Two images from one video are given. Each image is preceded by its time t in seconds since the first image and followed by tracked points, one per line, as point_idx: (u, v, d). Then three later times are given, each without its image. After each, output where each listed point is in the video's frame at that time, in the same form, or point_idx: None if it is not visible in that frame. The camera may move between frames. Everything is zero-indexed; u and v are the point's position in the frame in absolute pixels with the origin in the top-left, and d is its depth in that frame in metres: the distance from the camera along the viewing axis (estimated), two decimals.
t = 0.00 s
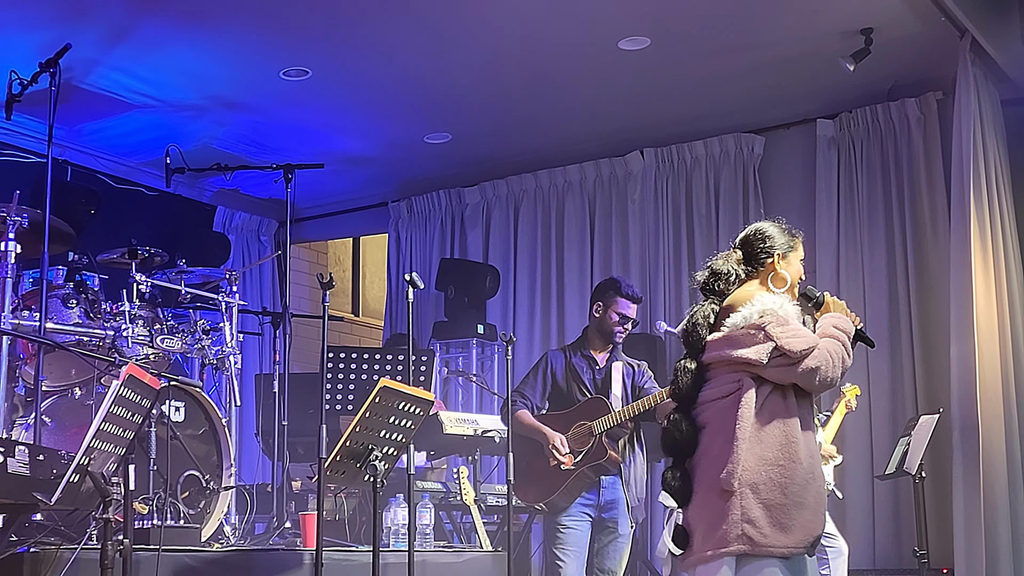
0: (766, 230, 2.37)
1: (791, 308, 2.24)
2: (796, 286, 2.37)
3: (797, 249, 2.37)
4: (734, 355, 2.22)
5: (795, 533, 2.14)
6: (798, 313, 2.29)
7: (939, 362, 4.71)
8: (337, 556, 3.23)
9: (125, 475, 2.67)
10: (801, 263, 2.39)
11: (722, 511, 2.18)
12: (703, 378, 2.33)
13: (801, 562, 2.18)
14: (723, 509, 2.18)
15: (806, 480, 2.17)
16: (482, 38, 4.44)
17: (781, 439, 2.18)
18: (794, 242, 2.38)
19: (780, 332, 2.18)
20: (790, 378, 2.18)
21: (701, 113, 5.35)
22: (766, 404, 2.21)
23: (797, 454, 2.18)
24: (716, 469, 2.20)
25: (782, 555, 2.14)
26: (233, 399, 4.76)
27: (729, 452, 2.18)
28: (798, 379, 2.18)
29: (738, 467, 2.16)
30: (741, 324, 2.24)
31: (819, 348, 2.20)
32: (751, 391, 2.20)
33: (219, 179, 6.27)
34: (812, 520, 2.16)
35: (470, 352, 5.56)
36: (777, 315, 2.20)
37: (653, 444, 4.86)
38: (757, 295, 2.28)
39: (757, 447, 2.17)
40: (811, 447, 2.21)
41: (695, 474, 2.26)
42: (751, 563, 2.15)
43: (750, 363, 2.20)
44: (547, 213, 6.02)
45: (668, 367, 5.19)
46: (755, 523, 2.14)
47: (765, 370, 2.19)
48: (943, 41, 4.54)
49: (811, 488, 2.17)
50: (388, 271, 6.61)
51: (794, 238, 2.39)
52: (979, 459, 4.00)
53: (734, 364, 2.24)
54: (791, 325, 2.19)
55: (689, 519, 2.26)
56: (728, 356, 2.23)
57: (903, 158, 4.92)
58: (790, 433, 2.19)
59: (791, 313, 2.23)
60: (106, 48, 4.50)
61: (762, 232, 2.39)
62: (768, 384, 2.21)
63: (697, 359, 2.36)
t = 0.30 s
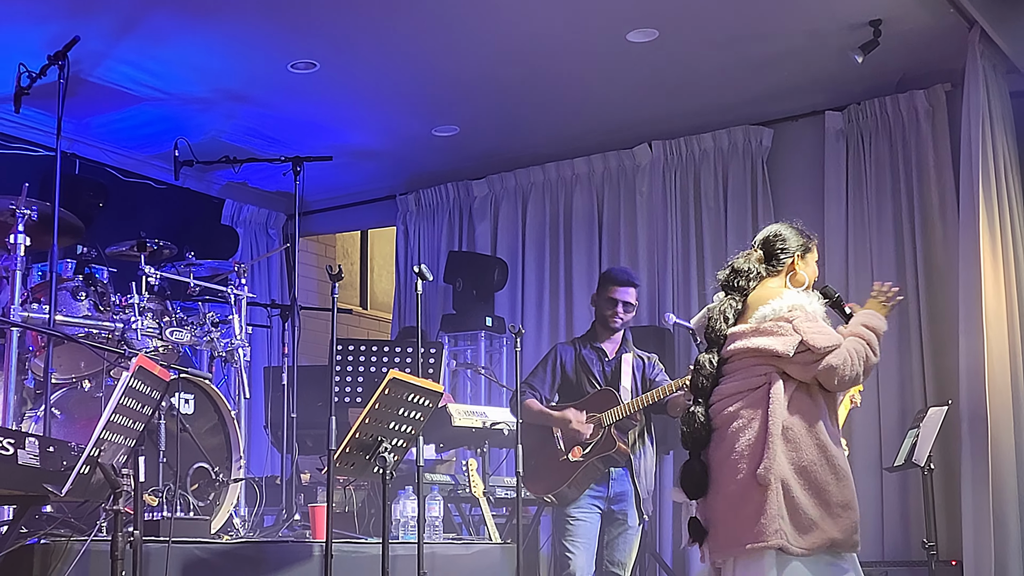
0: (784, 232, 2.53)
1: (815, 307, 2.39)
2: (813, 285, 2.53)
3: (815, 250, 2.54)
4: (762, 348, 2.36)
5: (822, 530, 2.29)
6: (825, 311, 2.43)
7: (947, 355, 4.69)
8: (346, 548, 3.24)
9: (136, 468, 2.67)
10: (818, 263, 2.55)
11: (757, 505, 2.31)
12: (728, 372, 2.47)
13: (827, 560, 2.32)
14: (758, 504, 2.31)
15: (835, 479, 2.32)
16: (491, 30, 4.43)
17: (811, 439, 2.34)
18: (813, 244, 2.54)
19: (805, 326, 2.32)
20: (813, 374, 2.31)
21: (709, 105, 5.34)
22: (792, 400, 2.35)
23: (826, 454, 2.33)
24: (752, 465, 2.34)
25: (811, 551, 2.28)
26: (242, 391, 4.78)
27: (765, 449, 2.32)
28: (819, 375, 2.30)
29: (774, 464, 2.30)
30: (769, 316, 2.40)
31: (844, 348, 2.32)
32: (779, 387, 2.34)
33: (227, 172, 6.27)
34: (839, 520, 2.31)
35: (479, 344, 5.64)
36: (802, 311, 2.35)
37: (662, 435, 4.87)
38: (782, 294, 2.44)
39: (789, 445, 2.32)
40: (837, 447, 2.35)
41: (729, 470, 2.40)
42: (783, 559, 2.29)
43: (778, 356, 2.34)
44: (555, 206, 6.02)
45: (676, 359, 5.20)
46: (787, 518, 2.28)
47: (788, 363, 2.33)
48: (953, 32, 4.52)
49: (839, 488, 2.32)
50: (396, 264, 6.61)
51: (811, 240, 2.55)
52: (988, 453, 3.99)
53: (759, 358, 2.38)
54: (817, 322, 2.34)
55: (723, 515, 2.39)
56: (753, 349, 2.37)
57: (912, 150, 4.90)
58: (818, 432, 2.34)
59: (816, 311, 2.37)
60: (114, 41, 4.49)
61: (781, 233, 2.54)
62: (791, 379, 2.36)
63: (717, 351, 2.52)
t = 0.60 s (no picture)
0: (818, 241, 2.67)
1: (850, 316, 2.56)
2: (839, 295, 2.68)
3: (843, 261, 2.69)
4: (798, 355, 2.51)
5: (847, 537, 2.43)
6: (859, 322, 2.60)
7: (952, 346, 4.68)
8: (351, 538, 3.25)
9: (140, 457, 2.66)
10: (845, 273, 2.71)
11: (788, 506, 2.45)
12: (762, 378, 2.61)
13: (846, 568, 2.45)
14: (790, 505, 2.45)
15: (862, 490, 2.46)
16: (496, 22, 4.43)
17: (842, 448, 2.48)
18: (842, 255, 2.69)
19: (841, 334, 2.49)
20: (850, 381, 2.47)
21: (714, 97, 5.33)
22: (828, 408, 2.51)
23: (854, 466, 2.47)
24: (785, 467, 2.47)
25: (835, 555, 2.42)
26: (246, 382, 4.79)
27: (799, 454, 2.47)
28: (856, 381, 2.47)
29: (808, 466, 2.44)
30: (807, 325, 2.55)
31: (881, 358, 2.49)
32: (816, 395, 2.49)
33: (232, 164, 6.27)
34: (861, 529, 2.45)
35: (483, 336, 5.58)
36: (837, 320, 2.52)
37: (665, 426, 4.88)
38: (816, 303, 2.59)
39: (822, 452, 2.47)
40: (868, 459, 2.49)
41: (757, 472, 2.52)
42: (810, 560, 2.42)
43: (815, 364, 2.50)
44: (560, 197, 6.01)
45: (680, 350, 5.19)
46: (817, 520, 2.42)
47: (826, 369, 2.50)
48: (959, 24, 4.51)
49: (866, 499, 2.46)
50: (400, 255, 6.60)
51: (840, 250, 2.70)
52: (991, 445, 3.98)
53: (795, 366, 2.54)
54: (853, 331, 2.51)
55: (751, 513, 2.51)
56: (789, 355, 2.53)
57: (917, 141, 4.89)
58: (850, 444, 2.48)
59: (851, 321, 2.55)
60: (119, 32, 4.49)
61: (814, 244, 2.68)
62: (829, 387, 2.52)
63: (751, 358, 2.64)
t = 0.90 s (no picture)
0: (853, 236, 2.71)
1: (885, 311, 2.59)
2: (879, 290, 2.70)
3: (881, 256, 2.71)
4: (833, 350, 2.56)
5: (890, 524, 2.45)
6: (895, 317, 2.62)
7: (957, 340, 4.67)
8: (357, 529, 3.25)
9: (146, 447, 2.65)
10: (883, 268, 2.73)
11: (830, 495, 2.49)
12: (801, 371, 2.65)
13: (890, 551, 2.49)
14: (831, 492, 2.49)
15: (903, 476, 2.48)
16: (502, 13, 4.41)
17: (883, 436, 2.49)
18: (879, 250, 2.72)
19: (874, 328, 2.53)
20: (885, 372, 2.50)
21: (721, 89, 5.31)
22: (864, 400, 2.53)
23: (895, 452, 2.48)
24: (825, 457, 2.51)
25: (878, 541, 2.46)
26: (252, 373, 4.79)
27: (838, 442, 2.50)
28: (890, 372, 2.49)
29: (846, 454, 2.48)
30: (842, 320, 2.60)
31: (916, 350, 2.52)
32: (852, 387, 2.52)
33: (238, 155, 6.27)
34: (905, 515, 2.46)
35: (489, 328, 5.60)
36: (873, 316, 2.56)
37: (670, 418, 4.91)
38: (852, 299, 2.63)
39: (862, 439, 2.49)
40: (910, 447, 2.51)
41: (802, 461, 2.57)
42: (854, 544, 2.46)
43: (850, 358, 2.53)
44: (567, 189, 6.00)
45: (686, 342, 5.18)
46: (858, 507, 2.46)
47: (860, 362, 2.53)
48: (966, 16, 4.48)
49: (908, 485, 2.48)
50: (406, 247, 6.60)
51: (875, 246, 2.73)
52: (997, 437, 3.97)
53: (831, 360, 2.57)
54: (887, 325, 2.54)
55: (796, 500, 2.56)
56: (827, 349, 2.57)
57: (924, 135, 4.87)
58: (890, 433, 2.49)
59: (886, 315, 2.57)
60: (126, 22, 4.48)
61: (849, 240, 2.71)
62: (865, 379, 2.54)
63: (791, 354, 2.69)
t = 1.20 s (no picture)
0: (889, 235, 2.71)
1: (922, 311, 2.59)
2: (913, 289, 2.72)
3: (915, 255, 2.73)
4: (868, 347, 2.58)
5: (918, 517, 2.48)
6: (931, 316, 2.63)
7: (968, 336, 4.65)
8: (367, 523, 3.27)
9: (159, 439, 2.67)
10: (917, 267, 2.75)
11: (861, 487, 2.51)
12: (835, 367, 2.68)
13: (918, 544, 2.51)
14: (862, 484, 2.51)
15: (934, 470, 2.50)
16: (514, 8, 4.41)
17: (914, 431, 2.52)
18: (914, 249, 2.73)
19: (909, 327, 2.54)
20: (918, 371, 2.51)
21: (733, 85, 5.30)
22: (897, 396, 2.54)
23: (925, 448, 2.51)
24: (857, 450, 2.54)
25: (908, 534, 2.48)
26: (263, 366, 4.80)
27: (871, 436, 2.53)
28: (923, 370, 2.50)
29: (878, 448, 2.50)
30: (878, 318, 2.62)
31: (952, 350, 2.52)
32: (885, 382, 2.55)
33: (250, 149, 6.29)
34: (934, 508, 2.49)
35: (499, 323, 5.60)
36: (910, 314, 2.57)
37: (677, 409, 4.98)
38: (887, 298, 2.65)
39: (893, 433, 2.52)
40: (940, 442, 2.53)
41: (833, 453, 2.59)
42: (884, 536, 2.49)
43: (884, 355, 2.56)
44: (578, 183, 6.00)
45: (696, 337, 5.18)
46: (888, 499, 2.47)
47: (894, 360, 2.54)
48: (979, 11, 4.45)
49: (938, 479, 2.50)
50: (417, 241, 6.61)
51: (910, 245, 2.74)
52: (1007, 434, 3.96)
53: (867, 357, 2.60)
54: (922, 325, 2.55)
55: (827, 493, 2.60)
56: (862, 345, 2.60)
57: (935, 130, 4.85)
58: (921, 427, 2.52)
59: (923, 315, 2.58)
60: (138, 16, 4.50)
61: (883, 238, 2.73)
62: (899, 376, 2.56)
63: (825, 350, 2.71)
